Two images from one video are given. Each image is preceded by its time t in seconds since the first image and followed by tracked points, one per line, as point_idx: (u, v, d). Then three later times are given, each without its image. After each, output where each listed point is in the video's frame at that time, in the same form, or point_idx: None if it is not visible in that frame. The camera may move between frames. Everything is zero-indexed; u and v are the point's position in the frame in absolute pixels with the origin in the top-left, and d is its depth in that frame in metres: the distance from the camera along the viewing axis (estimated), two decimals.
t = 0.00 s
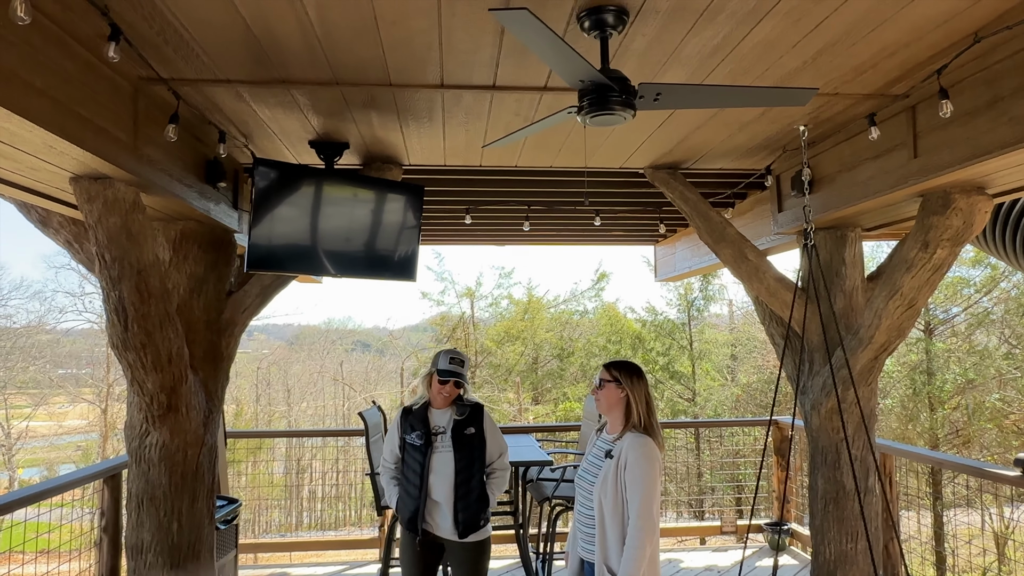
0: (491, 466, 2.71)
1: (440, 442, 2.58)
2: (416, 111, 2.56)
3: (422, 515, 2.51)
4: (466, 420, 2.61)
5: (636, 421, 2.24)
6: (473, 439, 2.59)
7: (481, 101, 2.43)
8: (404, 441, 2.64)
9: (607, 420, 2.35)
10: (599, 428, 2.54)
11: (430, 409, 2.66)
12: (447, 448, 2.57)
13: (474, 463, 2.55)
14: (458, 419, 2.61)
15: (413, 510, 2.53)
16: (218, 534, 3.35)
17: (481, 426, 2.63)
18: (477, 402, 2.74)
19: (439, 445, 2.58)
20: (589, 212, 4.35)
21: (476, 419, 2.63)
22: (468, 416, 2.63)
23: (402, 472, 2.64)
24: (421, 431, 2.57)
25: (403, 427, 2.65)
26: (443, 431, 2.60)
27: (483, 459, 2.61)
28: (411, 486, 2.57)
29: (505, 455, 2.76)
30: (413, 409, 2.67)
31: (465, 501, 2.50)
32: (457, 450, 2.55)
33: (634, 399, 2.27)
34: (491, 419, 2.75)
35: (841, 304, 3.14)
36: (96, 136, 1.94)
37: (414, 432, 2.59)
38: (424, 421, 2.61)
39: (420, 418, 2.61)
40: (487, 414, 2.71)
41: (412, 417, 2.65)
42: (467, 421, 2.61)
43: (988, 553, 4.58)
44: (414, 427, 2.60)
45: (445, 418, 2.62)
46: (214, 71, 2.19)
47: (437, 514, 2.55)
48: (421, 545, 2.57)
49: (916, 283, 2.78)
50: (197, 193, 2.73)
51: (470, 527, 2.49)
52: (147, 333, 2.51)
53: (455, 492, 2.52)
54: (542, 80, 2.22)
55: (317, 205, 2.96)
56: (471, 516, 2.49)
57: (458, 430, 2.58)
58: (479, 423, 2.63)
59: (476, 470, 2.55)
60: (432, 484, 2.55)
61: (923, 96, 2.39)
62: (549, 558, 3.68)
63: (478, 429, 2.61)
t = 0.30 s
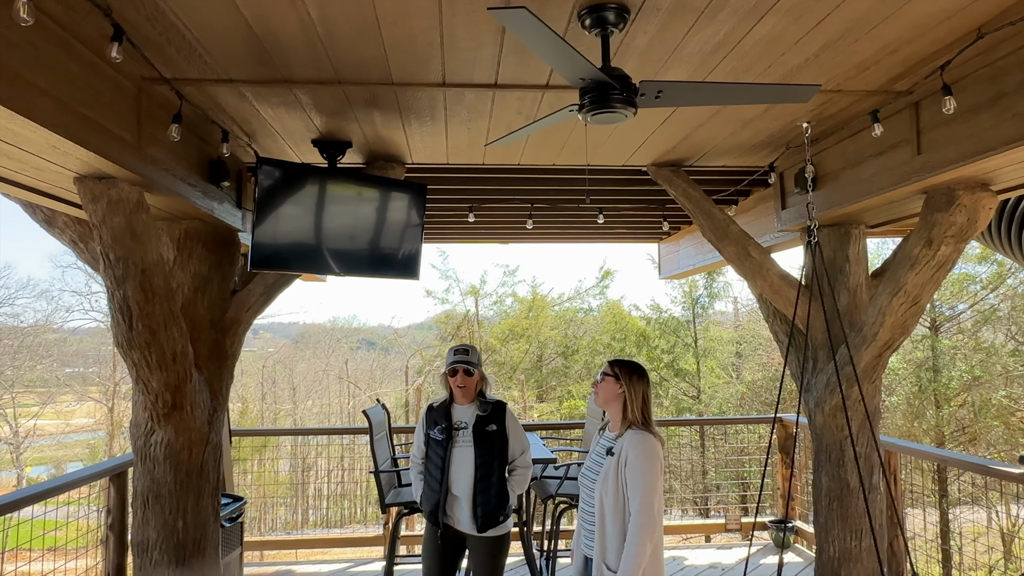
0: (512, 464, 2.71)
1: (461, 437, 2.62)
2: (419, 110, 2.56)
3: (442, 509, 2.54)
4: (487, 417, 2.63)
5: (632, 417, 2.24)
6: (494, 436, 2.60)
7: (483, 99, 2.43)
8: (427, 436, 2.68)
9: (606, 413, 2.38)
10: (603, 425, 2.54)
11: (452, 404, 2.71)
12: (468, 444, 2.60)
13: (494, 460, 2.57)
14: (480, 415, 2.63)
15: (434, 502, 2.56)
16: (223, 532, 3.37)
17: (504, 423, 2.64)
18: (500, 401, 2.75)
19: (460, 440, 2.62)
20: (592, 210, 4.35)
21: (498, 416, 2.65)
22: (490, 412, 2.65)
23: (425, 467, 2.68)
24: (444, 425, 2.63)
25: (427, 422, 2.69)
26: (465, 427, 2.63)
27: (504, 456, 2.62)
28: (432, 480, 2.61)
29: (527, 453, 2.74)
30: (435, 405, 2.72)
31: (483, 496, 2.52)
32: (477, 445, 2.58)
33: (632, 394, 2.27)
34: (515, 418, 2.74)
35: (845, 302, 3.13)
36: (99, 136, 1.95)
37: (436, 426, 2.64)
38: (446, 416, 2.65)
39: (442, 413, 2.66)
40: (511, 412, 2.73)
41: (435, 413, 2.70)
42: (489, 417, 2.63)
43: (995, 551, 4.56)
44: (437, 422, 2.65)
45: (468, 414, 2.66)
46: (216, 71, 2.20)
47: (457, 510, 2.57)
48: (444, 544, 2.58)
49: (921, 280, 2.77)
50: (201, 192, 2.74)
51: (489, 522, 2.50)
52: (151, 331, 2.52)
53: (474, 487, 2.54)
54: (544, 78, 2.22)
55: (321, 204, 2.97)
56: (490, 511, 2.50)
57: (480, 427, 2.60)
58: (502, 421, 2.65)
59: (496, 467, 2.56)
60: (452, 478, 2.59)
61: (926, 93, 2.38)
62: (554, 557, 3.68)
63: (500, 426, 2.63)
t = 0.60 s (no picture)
0: (522, 461, 2.67)
1: (473, 428, 2.64)
2: (420, 102, 2.55)
3: (450, 495, 2.58)
4: (500, 411, 2.63)
5: (633, 408, 2.24)
6: (505, 431, 2.59)
7: (485, 91, 2.42)
8: (442, 424, 2.72)
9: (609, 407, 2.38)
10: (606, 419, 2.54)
11: (468, 395, 2.72)
12: (479, 435, 2.62)
13: (503, 454, 2.56)
14: (493, 408, 2.64)
15: (443, 489, 2.60)
16: (228, 524, 3.39)
17: (516, 419, 2.63)
18: (517, 394, 2.75)
19: (471, 430, 2.64)
20: (596, 203, 4.33)
21: (512, 410, 2.64)
22: (504, 407, 2.65)
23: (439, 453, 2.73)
24: (457, 414, 2.66)
25: (443, 409, 2.74)
26: (478, 418, 2.65)
27: (515, 451, 2.61)
28: (444, 467, 2.65)
29: (539, 450, 2.71)
30: (450, 394, 2.75)
31: (490, 489, 2.53)
32: (487, 437, 2.59)
33: (633, 385, 2.27)
34: (530, 414, 2.73)
35: (850, 294, 3.12)
36: (100, 129, 1.95)
37: (451, 413, 2.68)
38: (461, 405, 2.68)
39: (456, 402, 2.70)
40: (526, 408, 2.71)
41: (450, 401, 2.73)
42: (501, 411, 2.63)
43: (1002, 544, 4.54)
44: (452, 410, 2.68)
45: (483, 406, 2.67)
46: (217, 64, 2.19)
47: (466, 499, 2.59)
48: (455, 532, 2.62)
49: (926, 272, 2.76)
50: (203, 186, 2.74)
51: (494, 515, 2.50)
52: (155, 325, 2.53)
53: (482, 478, 2.55)
54: (545, 69, 2.21)
55: (325, 198, 2.98)
56: (495, 504, 2.50)
57: (492, 420, 2.61)
58: (515, 416, 2.63)
59: (504, 461, 2.56)
60: (463, 468, 2.61)
61: (931, 83, 2.35)
62: (557, 550, 3.68)
63: (512, 422, 2.61)
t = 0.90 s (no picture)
0: (521, 448, 2.68)
1: (473, 413, 2.64)
2: (420, 89, 2.54)
3: (448, 479, 2.60)
4: (500, 398, 2.63)
5: (629, 396, 2.24)
6: (505, 418, 2.60)
7: (484, 78, 2.41)
8: (441, 408, 2.72)
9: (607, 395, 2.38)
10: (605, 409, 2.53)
11: (470, 380, 2.72)
12: (478, 421, 2.62)
13: (501, 442, 2.57)
14: (493, 395, 2.64)
15: (441, 472, 2.61)
16: (232, 512, 3.41)
17: (516, 407, 2.63)
18: (518, 381, 2.74)
19: (471, 416, 2.64)
20: (599, 191, 4.31)
21: (511, 398, 2.64)
22: (503, 394, 2.64)
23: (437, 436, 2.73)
24: (457, 399, 2.66)
25: (443, 393, 2.74)
26: (478, 404, 2.65)
27: (513, 439, 2.61)
28: (442, 451, 2.65)
29: (538, 437, 2.72)
30: (451, 378, 2.75)
31: (487, 476, 2.53)
32: (485, 424, 2.60)
33: (630, 373, 2.27)
34: (530, 402, 2.73)
35: (854, 283, 3.10)
36: (97, 117, 1.94)
37: (451, 398, 2.67)
38: (462, 390, 2.68)
39: (457, 386, 2.69)
40: (526, 396, 2.71)
41: (452, 384, 2.73)
42: (501, 398, 2.63)
43: (1008, 534, 4.52)
44: (452, 394, 2.68)
45: (483, 392, 2.67)
46: (214, 51, 2.19)
47: (464, 484, 2.60)
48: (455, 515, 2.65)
49: (930, 260, 2.73)
50: (203, 175, 2.73)
51: (490, 502, 2.51)
52: (156, 313, 2.54)
53: (480, 464, 2.56)
54: (544, 55, 2.19)
55: (328, 187, 2.97)
56: (492, 491, 2.51)
57: (492, 407, 2.61)
58: (515, 404, 2.64)
59: (502, 448, 2.56)
60: (461, 452, 2.62)
61: (936, 68, 2.32)
62: (559, 538, 3.69)
63: (512, 409, 2.62)
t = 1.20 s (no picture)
0: (516, 435, 2.67)
1: (469, 399, 2.66)
2: (418, 74, 2.52)
3: (442, 462, 2.63)
4: (496, 384, 2.63)
5: (628, 383, 2.25)
6: (500, 405, 2.61)
7: (482, 62, 2.39)
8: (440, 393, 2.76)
9: (605, 382, 2.38)
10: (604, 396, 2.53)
11: (467, 366, 2.74)
12: (473, 407, 2.64)
13: (495, 428, 2.58)
14: (489, 381, 2.65)
15: (436, 456, 2.65)
16: (235, 497, 3.44)
17: (512, 394, 2.63)
18: (516, 369, 2.73)
19: (467, 402, 2.66)
20: (601, 177, 4.28)
21: (507, 385, 2.64)
22: (500, 380, 2.65)
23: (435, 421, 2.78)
24: (454, 384, 2.69)
25: (442, 378, 2.77)
26: (474, 390, 2.67)
27: (509, 425, 2.61)
28: (438, 435, 2.70)
29: (534, 425, 2.70)
30: (450, 364, 2.78)
31: (481, 462, 2.54)
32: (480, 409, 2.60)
33: (628, 360, 2.28)
34: (528, 389, 2.72)
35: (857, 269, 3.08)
36: (93, 102, 1.94)
37: (448, 383, 2.71)
38: (459, 375, 2.71)
39: (454, 372, 2.72)
40: (523, 383, 2.71)
41: (451, 370, 2.76)
42: (496, 385, 2.63)
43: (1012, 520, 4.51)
44: (450, 379, 2.72)
45: (480, 378, 2.68)
46: (210, 35, 2.18)
47: (458, 467, 2.62)
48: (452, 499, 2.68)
49: (933, 245, 2.71)
50: (203, 161, 2.73)
51: (483, 488, 2.52)
52: (156, 299, 2.55)
53: (473, 450, 2.57)
54: (542, 38, 2.17)
55: (331, 174, 2.98)
56: (485, 477, 2.51)
57: (487, 394, 2.62)
58: (511, 391, 2.63)
59: (497, 435, 2.57)
60: (457, 437, 2.65)
61: (940, 50, 2.29)
62: (560, 523, 3.71)
63: (508, 396, 2.62)
